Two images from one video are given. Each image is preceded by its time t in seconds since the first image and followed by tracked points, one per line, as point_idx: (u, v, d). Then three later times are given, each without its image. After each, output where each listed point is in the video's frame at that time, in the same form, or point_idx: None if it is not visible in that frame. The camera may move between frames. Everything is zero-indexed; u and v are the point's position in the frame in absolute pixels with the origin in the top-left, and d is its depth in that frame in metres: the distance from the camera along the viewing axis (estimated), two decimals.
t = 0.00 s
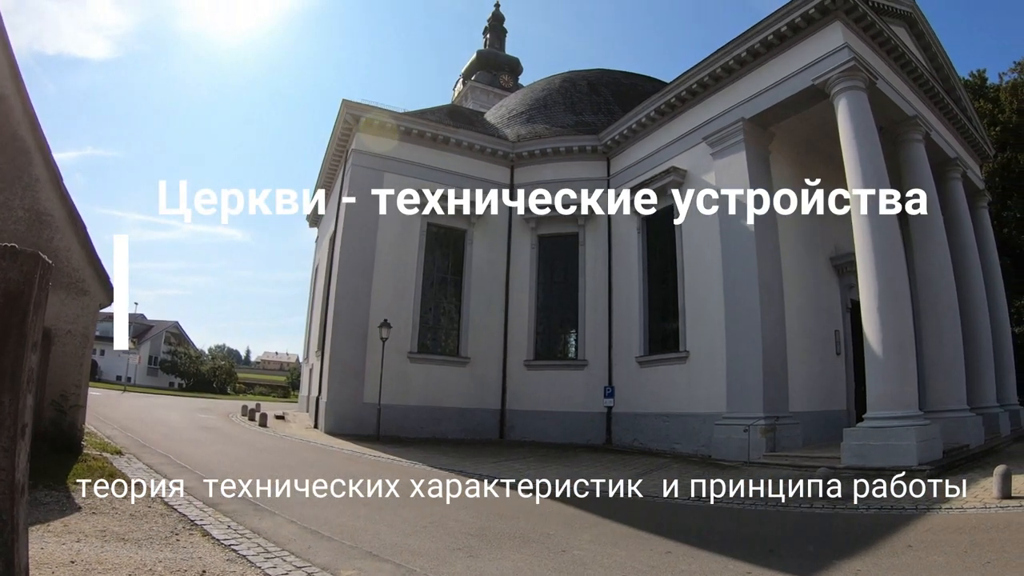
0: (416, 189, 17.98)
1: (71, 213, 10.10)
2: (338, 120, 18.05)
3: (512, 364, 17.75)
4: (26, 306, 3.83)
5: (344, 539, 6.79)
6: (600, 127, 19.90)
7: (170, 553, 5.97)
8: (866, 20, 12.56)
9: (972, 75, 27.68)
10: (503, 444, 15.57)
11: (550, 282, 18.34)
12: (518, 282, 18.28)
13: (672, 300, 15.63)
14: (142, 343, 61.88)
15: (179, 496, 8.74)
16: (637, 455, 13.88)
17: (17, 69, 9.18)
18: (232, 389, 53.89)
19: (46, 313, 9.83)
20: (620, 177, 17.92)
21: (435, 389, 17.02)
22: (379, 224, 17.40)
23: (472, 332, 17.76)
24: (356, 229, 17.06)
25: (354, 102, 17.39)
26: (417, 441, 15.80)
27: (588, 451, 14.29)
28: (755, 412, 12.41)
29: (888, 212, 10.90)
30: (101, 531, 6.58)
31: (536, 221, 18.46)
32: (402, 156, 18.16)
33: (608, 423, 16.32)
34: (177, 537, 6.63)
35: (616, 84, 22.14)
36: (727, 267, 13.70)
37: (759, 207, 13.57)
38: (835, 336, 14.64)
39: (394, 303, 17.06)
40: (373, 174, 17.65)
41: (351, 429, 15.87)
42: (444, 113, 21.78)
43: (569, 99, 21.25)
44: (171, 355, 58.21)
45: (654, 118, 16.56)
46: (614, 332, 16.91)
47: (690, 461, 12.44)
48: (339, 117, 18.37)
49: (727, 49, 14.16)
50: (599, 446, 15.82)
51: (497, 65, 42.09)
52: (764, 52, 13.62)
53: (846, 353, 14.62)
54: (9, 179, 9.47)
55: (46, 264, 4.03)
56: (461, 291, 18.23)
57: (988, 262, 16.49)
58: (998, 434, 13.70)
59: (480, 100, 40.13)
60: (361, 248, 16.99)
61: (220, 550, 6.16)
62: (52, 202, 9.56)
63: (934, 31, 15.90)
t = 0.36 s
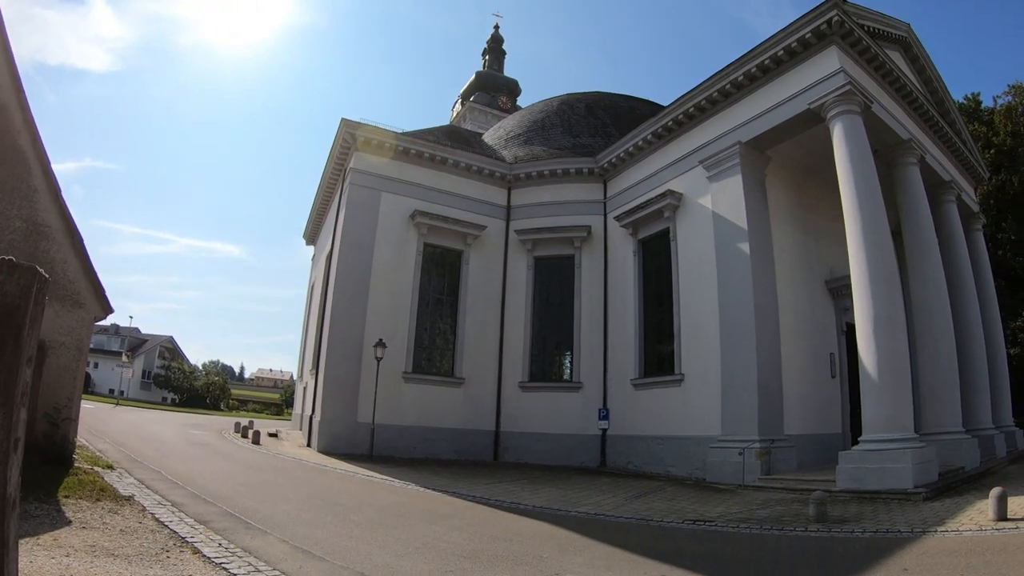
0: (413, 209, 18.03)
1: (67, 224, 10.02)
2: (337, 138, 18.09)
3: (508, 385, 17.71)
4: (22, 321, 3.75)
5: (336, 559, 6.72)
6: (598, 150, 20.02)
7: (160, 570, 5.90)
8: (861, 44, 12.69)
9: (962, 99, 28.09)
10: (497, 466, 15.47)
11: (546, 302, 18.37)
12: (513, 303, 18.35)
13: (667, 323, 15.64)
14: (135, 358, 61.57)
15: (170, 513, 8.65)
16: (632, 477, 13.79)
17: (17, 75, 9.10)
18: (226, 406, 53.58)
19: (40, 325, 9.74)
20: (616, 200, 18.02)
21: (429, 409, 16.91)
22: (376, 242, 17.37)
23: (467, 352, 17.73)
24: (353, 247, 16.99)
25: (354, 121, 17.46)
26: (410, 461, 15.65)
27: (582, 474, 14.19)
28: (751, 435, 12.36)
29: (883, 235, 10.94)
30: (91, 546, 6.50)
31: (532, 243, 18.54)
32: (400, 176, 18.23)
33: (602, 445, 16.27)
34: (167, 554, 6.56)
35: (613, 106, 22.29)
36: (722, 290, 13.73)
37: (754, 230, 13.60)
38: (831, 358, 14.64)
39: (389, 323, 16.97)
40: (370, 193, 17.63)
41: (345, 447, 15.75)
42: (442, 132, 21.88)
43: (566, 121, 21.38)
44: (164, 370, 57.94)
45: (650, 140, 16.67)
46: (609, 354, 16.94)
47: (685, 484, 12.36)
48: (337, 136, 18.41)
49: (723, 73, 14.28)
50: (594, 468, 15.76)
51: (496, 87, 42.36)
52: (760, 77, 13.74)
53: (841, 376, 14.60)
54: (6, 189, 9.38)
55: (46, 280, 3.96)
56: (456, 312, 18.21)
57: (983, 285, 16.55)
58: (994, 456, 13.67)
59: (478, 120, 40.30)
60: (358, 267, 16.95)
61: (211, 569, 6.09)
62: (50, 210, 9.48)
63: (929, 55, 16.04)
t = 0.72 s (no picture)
0: (413, 228, 18.06)
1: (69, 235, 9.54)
2: (337, 156, 18.17)
3: (506, 405, 17.68)
4: (20, 335, 3.78)
5: None
6: (598, 171, 20.12)
7: None
8: (859, 66, 12.79)
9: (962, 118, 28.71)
10: (494, 487, 15.38)
11: (544, 322, 18.36)
12: (512, 323, 18.35)
13: (665, 344, 15.63)
14: (131, 372, 61.34)
15: (165, 528, 8.58)
16: (629, 499, 13.70)
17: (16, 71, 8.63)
18: (222, 422, 53.31)
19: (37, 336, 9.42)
20: (616, 220, 18.09)
21: (426, 428, 16.82)
22: (375, 261, 17.39)
23: (465, 371, 17.70)
24: (351, 265, 16.99)
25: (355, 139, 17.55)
26: (406, 480, 15.54)
27: (580, 495, 14.10)
28: (749, 456, 12.30)
29: (881, 257, 10.95)
30: (84, 561, 6.44)
31: (531, 263, 18.57)
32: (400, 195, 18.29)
33: (600, 466, 16.21)
34: (161, 570, 6.50)
35: (613, 127, 22.42)
36: (721, 310, 13.74)
37: (752, 250, 13.62)
38: (829, 379, 14.62)
39: (387, 342, 16.92)
40: (370, 211, 17.67)
41: (342, 465, 15.65)
42: (442, 152, 21.97)
43: (565, 142, 21.48)
44: (161, 385, 57.68)
45: (650, 161, 16.76)
46: (607, 374, 16.92)
47: (683, 506, 12.29)
48: (338, 155, 18.50)
49: (722, 95, 14.39)
50: (591, 489, 15.67)
51: (496, 107, 42.58)
52: (759, 98, 13.83)
53: (840, 397, 14.58)
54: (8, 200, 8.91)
55: (45, 294, 3.96)
56: (454, 331, 18.19)
57: (981, 305, 16.58)
58: (994, 476, 13.61)
59: (478, 140, 40.45)
60: (356, 285, 16.93)
61: None
62: (48, 218, 9.08)
63: (926, 76, 16.18)
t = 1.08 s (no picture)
0: (413, 250, 18.08)
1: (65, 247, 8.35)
2: (338, 179, 18.25)
3: (504, 428, 17.63)
4: (20, 354, 3.77)
5: None
6: (598, 195, 20.22)
7: None
8: (857, 90, 12.89)
9: (960, 138, 29.16)
10: (492, 510, 15.27)
11: (544, 345, 18.40)
12: (511, 347, 18.38)
13: (664, 368, 15.62)
14: (130, 390, 61.40)
15: (159, 549, 8.50)
16: (628, 523, 13.60)
17: (16, 60, 7.31)
18: (219, 441, 52.97)
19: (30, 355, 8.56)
20: (615, 244, 18.17)
21: (424, 450, 16.71)
22: (375, 282, 17.37)
23: (464, 395, 17.65)
24: (351, 287, 16.96)
25: (356, 162, 17.63)
26: (404, 502, 15.40)
27: (579, 519, 13.98)
28: (748, 480, 12.22)
29: (880, 280, 10.97)
30: None
31: (531, 287, 18.63)
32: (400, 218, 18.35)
33: (599, 490, 16.11)
34: None
35: (612, 151, 22.56)
36: (720, 332, 13.74)
37: (750, 273, 13.64)
38: (829, 402, 14.57)
39: (387, 364, 16.85)
40: (370, 233, 17.70)
41: (339, 487, 15.53)
42: (442, 174, 22.05)
43: (566, 165, 21.58)
44: (159, 403, 57.49)
45: (650, 185, 16.85)
46: (607, 398, 16.88)
47: (682, 530, 12.19)
48: (338, 177, 18.59)
49: (721, 119, 14.51)
50: (590, 513, 15.57)
51: (497, 129, 42.81)
52: (758, 122, 13.93)
53: (840, 420, 14.53)
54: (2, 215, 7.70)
55: (44, 312, 4.09)
56: (454, 354, 18.15)
57: (981, 325, 16.58)
58: (995, 496, 13.53)
59: (479, 163, 40.71)
60: (356, 307, 16.88)
61: None
62: (49, 231, 7.97)
63: (924, 98, 16.30)
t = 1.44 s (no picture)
0: (412, 270, 18.10)
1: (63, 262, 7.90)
2: (337, 198, 18.31)
3: (502, 447, 17.57)
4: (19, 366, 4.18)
5: None
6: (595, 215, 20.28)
7: None
8: (853, 110, 12.97)
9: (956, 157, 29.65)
10: (489, 531, 15.15)
11: (541, 366, 18.39)
12: (509, 367, 18.37)
13: (662, 388, 15.59)
14: (125, 406, 61.26)
15: (154, 567, 8.41)
16: (627, 544, 13.49)
17: (17, 68, 6.91)
18: (215, 458, 52.66)
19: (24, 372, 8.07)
20: (614, 264, 18.24)
21: (421, 470, 16.60)
22: (373, 301, 17.36)
23: (461, 415, 17.60)
24: (350, 305, 16.94)
25: (356, 180, 17.70)
26: (401, 522, 15.27)
27: (577, 540, 13.85)
28: (747, 500, 12.13)
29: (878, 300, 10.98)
30: None
31: (529, 308, 18.68)
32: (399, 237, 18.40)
33: (597, 510, 16.01)
34: None
35: (610, 172, 22.66)
36: (718, 351, 13.73)
37: (748, 293, 13.64)
38: (827, 422, 14.53)
39: (384, 384, 16.79)
40: (369, 252, 17.70)
41: (335, 506, 15.37)
42: (440, 194, 22.10)
43: (564, 186, 21.68)
44: (155, 420, 57.22)
45: (648, 205, 16.91)
46: (605, 418, 16.84)
47: (681, 551, 12.08)
48: (337, 197, 18.64)
49: (718, 140, 14.61)
50: (588, 534, 15.45)
51: (495, 149, 43.02)
52: (755, 142, 14.00)
53: (839, 439, 14.49)
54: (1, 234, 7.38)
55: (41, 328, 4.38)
56: (451, 374, 18.11)
57: (979, 343, 16.59)
58: (996, 514, 13.45)
59: (477, 183, 40.89)
60: (354, 326, 16.85)
61: None
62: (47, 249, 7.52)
63: (920, 118, 16.44)
